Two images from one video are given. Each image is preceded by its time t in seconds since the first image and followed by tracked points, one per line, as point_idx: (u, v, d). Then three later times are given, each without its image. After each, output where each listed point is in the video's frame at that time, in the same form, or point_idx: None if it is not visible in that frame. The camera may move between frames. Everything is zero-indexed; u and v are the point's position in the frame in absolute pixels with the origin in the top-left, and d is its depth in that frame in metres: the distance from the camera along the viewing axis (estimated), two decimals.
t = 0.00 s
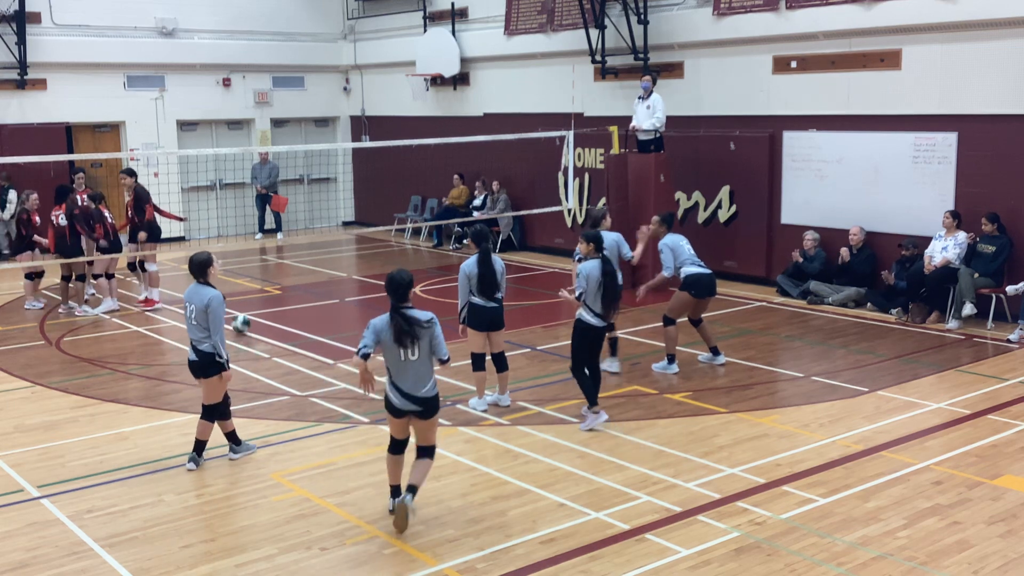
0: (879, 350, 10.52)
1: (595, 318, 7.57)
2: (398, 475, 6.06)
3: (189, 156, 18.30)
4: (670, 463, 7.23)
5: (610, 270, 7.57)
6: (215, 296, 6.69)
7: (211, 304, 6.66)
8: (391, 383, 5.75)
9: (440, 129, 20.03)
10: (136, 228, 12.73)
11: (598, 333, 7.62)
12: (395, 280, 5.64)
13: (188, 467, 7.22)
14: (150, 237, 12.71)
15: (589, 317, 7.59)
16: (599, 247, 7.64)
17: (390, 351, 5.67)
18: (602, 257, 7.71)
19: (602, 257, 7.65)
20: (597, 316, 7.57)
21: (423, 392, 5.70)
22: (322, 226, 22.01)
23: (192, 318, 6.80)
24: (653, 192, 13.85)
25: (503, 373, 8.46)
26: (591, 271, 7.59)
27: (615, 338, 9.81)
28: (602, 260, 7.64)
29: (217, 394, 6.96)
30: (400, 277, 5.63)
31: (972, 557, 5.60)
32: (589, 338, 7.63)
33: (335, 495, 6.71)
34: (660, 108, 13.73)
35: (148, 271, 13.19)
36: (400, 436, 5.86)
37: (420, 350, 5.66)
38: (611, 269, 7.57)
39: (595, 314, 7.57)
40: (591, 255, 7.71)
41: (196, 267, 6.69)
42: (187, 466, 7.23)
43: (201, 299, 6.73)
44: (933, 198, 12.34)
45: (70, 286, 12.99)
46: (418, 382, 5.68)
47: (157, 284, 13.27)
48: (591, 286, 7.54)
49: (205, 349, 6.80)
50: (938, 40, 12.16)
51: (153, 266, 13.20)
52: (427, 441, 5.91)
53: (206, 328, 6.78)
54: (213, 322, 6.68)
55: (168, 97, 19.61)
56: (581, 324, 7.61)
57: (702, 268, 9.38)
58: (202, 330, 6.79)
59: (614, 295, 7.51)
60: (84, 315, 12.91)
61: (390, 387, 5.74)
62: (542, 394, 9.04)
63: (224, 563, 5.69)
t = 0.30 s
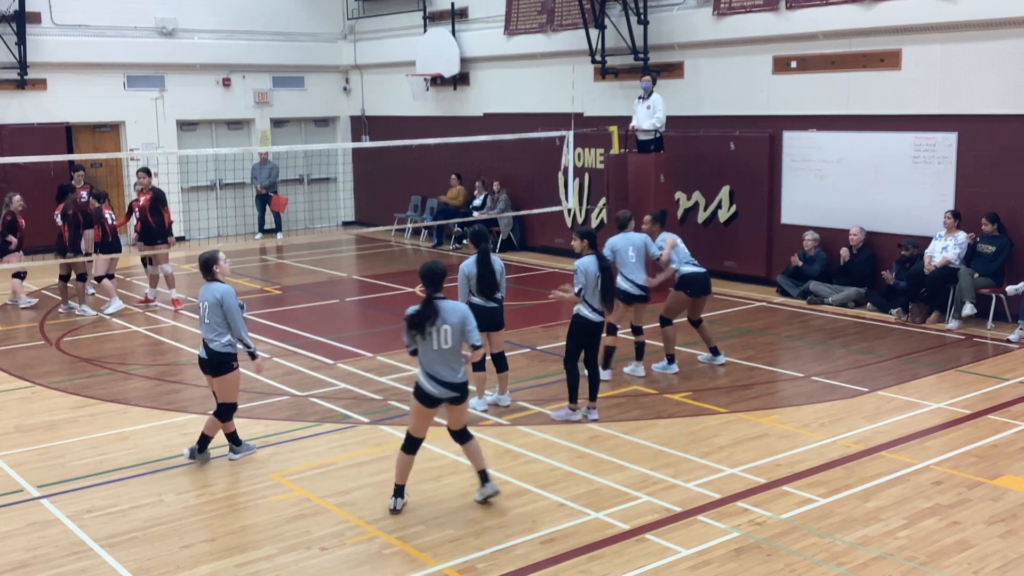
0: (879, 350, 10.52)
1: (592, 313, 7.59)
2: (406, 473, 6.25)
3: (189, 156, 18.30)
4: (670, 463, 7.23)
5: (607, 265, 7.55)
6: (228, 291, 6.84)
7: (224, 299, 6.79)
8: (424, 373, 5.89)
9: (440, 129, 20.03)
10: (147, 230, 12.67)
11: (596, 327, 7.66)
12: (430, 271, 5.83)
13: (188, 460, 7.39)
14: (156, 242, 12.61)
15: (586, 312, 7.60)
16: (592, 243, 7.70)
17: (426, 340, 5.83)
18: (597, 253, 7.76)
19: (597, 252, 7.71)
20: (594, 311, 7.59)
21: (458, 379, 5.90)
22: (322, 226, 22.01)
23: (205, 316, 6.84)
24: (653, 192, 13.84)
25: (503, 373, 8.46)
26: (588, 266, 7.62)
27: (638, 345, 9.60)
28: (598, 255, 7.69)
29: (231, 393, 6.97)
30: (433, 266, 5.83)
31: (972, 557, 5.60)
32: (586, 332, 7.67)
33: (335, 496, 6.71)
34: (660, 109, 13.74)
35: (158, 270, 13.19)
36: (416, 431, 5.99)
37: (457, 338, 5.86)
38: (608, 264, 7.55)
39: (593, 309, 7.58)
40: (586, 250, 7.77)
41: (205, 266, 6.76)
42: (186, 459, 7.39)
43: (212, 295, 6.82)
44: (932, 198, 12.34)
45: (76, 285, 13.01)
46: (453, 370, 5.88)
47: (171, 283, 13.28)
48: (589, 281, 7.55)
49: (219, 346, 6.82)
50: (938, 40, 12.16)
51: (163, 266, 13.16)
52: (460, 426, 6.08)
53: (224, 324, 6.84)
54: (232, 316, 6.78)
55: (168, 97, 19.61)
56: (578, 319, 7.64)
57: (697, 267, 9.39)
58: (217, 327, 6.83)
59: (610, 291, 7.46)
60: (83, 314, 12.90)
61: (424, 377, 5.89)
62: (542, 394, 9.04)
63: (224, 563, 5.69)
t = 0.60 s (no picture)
0: (880, 350, 10.52)
1: (585, 313, 7.61)
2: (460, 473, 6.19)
3: (189, 156, 18.30)
4: (670, 463, 7.23)
5: (599, 265, 7.50)
6: (227, 299, 6.81)
7: (221, 306, 6.76)
8: (479, 369, 5.88)
9: (440, 129, 20.03)
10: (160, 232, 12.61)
11: (590, 326, 7.68)
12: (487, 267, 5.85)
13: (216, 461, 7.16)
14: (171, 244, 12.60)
15: (579, 312, 7.61)
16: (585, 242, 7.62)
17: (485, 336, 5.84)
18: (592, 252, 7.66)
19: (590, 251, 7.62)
20: (587, 311, 7.60)
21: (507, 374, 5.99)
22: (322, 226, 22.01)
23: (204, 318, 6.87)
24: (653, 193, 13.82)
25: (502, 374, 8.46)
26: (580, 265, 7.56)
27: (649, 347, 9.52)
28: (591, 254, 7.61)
29: (241, 389, 7.03)
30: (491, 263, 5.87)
31: (972, 557, 5.60)
32: (579, 331, 7.70)
33: (335, 495, 6.71)
34: (660, 109, 13.77)
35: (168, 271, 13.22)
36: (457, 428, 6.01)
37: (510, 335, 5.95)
38: (600, 263, 7.49)
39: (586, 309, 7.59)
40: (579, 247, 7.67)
41: (213, 267, 6.80)
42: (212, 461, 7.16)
43: (214, 298, 6.82)
44: (932, 198, 12.35)
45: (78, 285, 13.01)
46: (505, 366, 5.94)
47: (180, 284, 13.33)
48: (580, 282, 7.52)
49: (213, 350, 6.85)
50: (938, 40, 12.15)
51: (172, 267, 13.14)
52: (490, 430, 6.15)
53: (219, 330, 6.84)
54: (227, 320, 6.79)
55: (168, 97, 19.61)
56: (571, 318, 7.66)
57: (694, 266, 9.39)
58: (214, 331, 6.86)
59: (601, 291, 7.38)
60: (83, 314, 12.89)
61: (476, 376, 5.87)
62: (542, 394, 9.04)
63: (224, 562, 5.69)
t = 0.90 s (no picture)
0: (880, 350, 10.52)
1: (584, 312, 7.61)
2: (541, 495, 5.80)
3: (189, 156, 18.30)
4: (670, 463, 7.24)
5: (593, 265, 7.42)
6: (223, 303, 6.72)
7: (222, 312, 6.70)
8: (518, 382, 5.67)
9: (440, 129, 20.04)
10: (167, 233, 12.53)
11: (589, 324, 7.67)
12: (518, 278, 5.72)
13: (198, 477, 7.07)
14: (180, 246, 12.56)
15: (578, 311, 7.62)
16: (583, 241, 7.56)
17: (521, 346, 5.64)
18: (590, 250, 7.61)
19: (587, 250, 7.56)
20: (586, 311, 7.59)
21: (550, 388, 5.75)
22: (322, 226, 22.02)
23: (197, 323, 6.73)
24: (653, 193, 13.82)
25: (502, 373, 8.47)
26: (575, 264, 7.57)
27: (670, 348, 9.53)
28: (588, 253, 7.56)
29: (223, 400, 6.88)
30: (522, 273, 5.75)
31: (972, 557, 5.60)
32: (579, 331, 7.71)
33: (335, 495, 6.71)
34: (660, 109, 13.77)
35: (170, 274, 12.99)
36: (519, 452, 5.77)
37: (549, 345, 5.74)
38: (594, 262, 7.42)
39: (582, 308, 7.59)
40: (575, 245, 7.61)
41: (207, 272, 6.72)
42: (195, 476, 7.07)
43: (209, 303, 6.72)
44: (932, 198, 12.35)
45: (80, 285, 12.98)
46: (547, 378, 5.71)
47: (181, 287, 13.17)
48: (577, 280, 7.53)
49: (211, 355, 6.73)
50: (938, 40, 12.15)
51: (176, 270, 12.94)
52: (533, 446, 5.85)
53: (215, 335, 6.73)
54: (225, 325, 6.71)
55: (168, 97, 19.61)
56: (571, 317, 7.68)
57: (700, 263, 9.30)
58: (208, 337, 6.73)
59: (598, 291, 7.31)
60: (83, 314, 12.91)
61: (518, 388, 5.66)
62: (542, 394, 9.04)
63: (225, 562, 5.70)
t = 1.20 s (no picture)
0: (880, 350, 10.52)
1: (607, 316, 7.62)
2: (553, 496, 5.85)
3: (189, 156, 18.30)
4: (670, 463, 7.23)
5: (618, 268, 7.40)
6: (221, 303, 6.68)
7: (220, 312, 6.64)
8: (554, 376, 5.64)
9: (440, 129, 20.04)
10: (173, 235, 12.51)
11: (611, 329, 7.68)
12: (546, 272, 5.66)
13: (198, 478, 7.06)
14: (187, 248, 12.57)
15: (601, 315, 7.64)
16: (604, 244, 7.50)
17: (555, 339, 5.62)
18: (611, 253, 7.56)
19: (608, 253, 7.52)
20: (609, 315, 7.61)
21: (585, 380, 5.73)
22: (321, 226, 22.02)
23: (192, 324, 6.68)
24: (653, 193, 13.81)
25: (502, 374, 8.46)
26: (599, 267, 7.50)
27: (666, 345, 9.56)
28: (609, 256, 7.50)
29: (213, 403, 6.80)
30: (551, 267, 5.69)
31: (972, 557, 5.60)
32: (601, 334, 7.71)
33: (335, 495, 6.71)
34: (660, 109, 13.76)
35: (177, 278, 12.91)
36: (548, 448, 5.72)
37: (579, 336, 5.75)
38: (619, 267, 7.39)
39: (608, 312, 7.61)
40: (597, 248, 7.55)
41: (202, 272, 6.67)
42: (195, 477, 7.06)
43: (207, 304, 6.67)
44: (932, 198, 12.34)
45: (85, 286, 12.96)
46: (581, 371, 5.69)
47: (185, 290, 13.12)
48: (603, 284, 7.53)
49: (202, 357, 6.66)
50: (938, 40, 12.15)
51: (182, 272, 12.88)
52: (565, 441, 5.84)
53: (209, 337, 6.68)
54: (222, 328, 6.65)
55: (168, 97, 19.61)
56: (594, 321, 7.70)
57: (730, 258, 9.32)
58: (204, 337, 6.67)
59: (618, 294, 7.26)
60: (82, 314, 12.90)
61: (554, 383, 5.64)
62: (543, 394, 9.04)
63: (226, 562, 5.70)
